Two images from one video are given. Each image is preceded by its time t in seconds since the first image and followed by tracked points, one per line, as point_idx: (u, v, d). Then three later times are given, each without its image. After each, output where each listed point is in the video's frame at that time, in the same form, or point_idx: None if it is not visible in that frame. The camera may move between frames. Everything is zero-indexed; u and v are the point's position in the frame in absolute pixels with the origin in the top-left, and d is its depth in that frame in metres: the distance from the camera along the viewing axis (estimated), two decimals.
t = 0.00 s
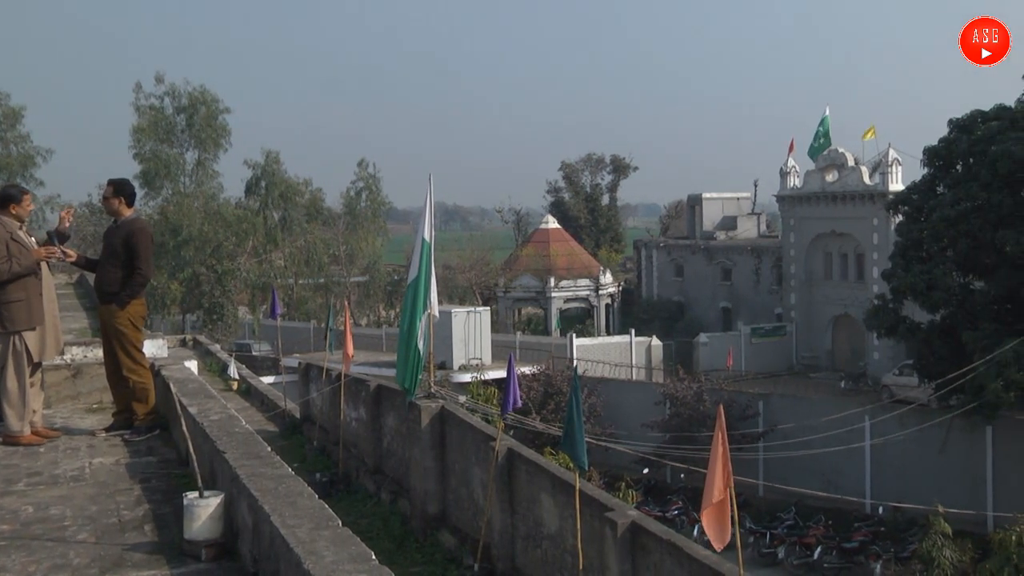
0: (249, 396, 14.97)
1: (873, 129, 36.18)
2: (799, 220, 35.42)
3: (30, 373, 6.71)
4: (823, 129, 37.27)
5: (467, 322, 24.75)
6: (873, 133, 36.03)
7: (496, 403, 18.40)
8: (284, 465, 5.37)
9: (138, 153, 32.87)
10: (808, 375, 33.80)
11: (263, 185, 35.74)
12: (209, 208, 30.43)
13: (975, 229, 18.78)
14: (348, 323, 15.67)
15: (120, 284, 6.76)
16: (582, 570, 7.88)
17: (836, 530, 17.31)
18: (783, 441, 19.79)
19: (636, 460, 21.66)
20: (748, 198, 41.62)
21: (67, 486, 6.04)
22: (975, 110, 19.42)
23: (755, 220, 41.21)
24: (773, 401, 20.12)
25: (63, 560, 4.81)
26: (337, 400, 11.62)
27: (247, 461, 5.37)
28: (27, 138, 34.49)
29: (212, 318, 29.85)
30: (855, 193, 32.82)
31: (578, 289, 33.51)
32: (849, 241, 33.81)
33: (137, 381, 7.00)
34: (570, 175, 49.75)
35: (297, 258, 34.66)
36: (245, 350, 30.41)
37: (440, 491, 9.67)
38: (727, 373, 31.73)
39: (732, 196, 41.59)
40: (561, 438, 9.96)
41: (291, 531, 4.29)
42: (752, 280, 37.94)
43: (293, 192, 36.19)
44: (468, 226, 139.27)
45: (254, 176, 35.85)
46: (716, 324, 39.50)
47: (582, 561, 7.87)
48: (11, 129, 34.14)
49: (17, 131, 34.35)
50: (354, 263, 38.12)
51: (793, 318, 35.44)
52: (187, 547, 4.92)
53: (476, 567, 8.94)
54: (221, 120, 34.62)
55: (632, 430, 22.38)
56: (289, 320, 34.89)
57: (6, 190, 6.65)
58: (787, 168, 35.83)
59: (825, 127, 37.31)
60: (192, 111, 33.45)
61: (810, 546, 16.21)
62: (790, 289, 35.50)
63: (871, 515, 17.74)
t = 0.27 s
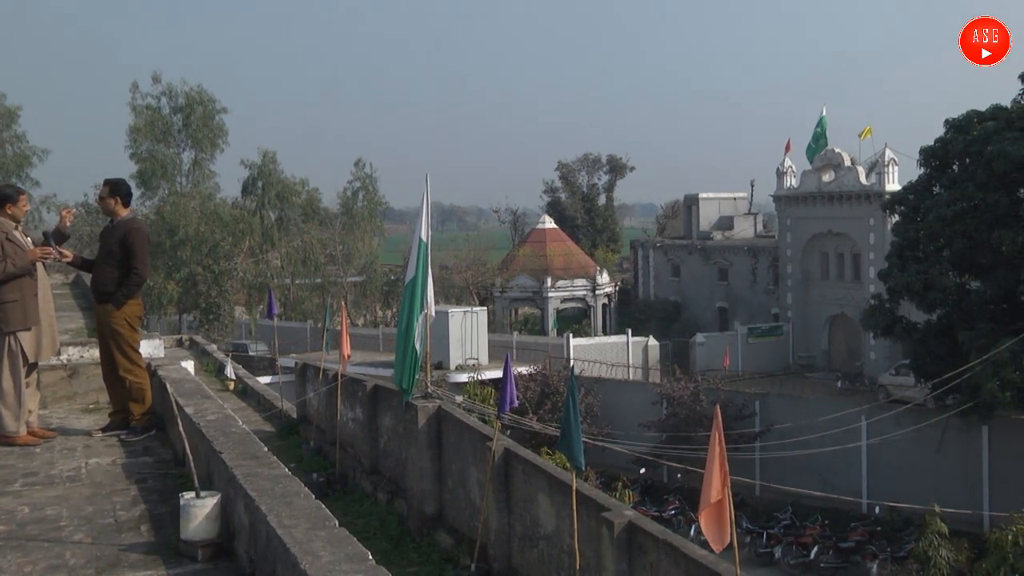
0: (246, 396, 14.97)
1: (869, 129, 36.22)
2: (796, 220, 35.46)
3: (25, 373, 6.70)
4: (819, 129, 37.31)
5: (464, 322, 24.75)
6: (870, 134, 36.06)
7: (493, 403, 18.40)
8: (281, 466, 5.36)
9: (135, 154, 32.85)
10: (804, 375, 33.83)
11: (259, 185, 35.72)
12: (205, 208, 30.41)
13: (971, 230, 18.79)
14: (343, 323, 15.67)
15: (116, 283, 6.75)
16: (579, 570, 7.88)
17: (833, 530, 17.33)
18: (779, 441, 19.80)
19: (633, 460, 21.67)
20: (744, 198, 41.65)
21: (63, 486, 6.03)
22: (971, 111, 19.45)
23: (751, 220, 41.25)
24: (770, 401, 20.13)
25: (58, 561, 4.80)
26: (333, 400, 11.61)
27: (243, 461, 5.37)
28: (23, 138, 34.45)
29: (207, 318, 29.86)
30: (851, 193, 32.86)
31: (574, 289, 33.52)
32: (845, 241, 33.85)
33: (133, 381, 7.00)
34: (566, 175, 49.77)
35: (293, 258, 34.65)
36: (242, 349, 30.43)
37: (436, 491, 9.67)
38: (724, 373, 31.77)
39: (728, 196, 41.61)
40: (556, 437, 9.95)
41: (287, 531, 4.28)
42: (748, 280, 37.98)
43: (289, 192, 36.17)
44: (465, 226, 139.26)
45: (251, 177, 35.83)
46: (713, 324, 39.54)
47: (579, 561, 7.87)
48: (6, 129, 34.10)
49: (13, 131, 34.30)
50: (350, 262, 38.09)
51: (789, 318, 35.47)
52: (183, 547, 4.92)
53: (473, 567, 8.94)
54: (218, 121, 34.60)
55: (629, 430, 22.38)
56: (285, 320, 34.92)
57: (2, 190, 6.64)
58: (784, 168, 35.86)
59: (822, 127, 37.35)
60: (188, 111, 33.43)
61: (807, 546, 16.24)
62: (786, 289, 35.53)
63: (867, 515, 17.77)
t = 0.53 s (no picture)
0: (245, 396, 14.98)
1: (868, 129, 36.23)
2: (794, 220, 35.47)
3: (24, 373, 6.70)
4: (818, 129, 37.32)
5: (463, 321, 24.76)
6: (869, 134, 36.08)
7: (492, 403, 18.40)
8: (280, 466, 5.36)
9: (134, 154, 32.84)
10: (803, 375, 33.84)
11: (258, 185, 35.71)
12: (204, 208, 30.39)
13: (969, 230, 18.80)
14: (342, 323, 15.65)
15: (115, 284, 6.75)
16: (578, 570, 7.87)
17: (832, 530, 17.34)
18: (778, 441, 19.81)
19: (632, 460, 21.68)
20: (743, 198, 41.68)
21: (62, 486, 6.03)
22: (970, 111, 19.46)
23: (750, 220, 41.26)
24: (769, 400, 20.14)
25: (57, 561, 4.80)
26: (332, 400, 11.61)
27: (243, 461, 5.36)
28: (22, 138, 34.42)
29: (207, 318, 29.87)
30: (850, 193, 32.87)
31: (573, 289, 33.53)
32: (844, 241, 33.87)
33: (132, 382, 7.00)
34: (565, 175, 49.79)
35: (292, 258, 34.64)
36: (241, 349, 30.64)
37: (435, 491, 9.67)
38: (723, 373, 31.77)
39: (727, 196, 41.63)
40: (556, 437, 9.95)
41: (286, 531, 4.28)
42: (747, 280, 37.99)
43: (288, 192, 36.14)
44: (463, 225, 139.27)
45: (250, 177, 35.82)
46: (712, 324, 39.55)
47: (578, 561, 7.86)
48: (5, 129, 34.09)
49: (11, 131, 34.29)
50: (349, 262, 38.07)
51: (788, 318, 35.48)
52: (182, 547, 4.91)
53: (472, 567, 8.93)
54: (217, 121, 34.59)
55: (628, 430, 22.39)
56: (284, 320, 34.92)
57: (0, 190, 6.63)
58: (783, 168, 35.88)
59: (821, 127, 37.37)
60: (188, 111, 33.43)
61: (805, 546, 16.27)
62: (785, 289, 35.54)
63: (866, 515, 17.78)
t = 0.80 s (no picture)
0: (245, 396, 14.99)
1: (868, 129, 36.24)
2: (794, 220, 35.47)
3: (24, 374, 6.70)
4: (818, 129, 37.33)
5: (462, 321, 24.76)
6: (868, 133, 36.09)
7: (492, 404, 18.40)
8: (280, 466, 5.36)
9: (133, 154, 32.81)
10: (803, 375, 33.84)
11: (258, 185, 35.71)
12: (204, 208, 30.38)
13: (969, 229, 18.80)
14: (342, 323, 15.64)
15: (115, 284, 6.75)
16: (578, 570, 7.87)
17: (832, 530, 17.34)
18: (779, 441, 19.81)
19: (632, 460, 21.68)
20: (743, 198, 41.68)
21: (62, 486, 6.03)
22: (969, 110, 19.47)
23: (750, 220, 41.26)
24: (769, 400, 20.14)
25: (57, 561, 4.80)
26: (332, 400, 11.62)
27: (243, 461, 5.36)
28: (22, 138, 34.43)
29: (206, 318, 29.88)
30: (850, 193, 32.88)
31: (573, 289, 33.52)
32: (844, 241, 33.87)
33: (132, 382, 7.00)
34: (565, 175, 49.81)
35: (292, 258, 34.68)
36: (240, 349, 30.85)
37: (435, 491, 9.67)
38: (722, 373, 31.78)
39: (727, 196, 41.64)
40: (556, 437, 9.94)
41: (286, 531, 4.28)
42: (747, 280, 37.99)
43: (288, 192, 36.13)
44: (463, 225, 139.29)
45: (250, 177, 35.83)
46: (712, 324, 39.54)
47: (577, 561, 7.86)
48: (5, 129, 34.11)
49: (11, 131, 34.30)
50: (349, 262, 38.05)
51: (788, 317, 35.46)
52: (182, 547, 4.91)
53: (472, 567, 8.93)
54: (217, 121, 34.60)
55: (628, 430, 22.39)
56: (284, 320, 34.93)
57: None
58: (783, 168, 35.88)
59: (821, 127, 37.37)
60: (188, 111, 33.44)
61: (805, 545, 16.27)
62: (785, 288, 35.53)
63: (866, 515, 17.78)
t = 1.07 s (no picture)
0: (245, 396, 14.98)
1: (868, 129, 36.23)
2: (794, 220, 35.47)
3: (24, 374, 6.70)
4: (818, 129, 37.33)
5: (462, 322, 24.76)
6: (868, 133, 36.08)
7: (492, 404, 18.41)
8: (280, 466, 5.36)
9: (133, 153, 32.81)
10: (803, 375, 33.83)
11: (258, 185, 35.72)
12: (204, 208, 30.37)
13: (969, 230, 18.80)
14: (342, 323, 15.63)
15: (115, 284, 6.75)
16: (577, 570, 7.87)
17: (832, 530, 17.34)
18: (779, 441, 19.81)
19: (632, 460, 21.68)
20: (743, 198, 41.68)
21: (62, 486, 6.03)
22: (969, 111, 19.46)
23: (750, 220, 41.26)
24: (769, 400, 20.14)
25: (56, 561, 4.80)
26: (332, 400, 11.62)
27: (242, 461, 5.36)
28: (22, 138, 34.43)
29: (206, 318, 29.88)
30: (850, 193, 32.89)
31: (573, 289, 33.52)
32: (844, 241, 33.87)
33: (132, 382, 7.00)
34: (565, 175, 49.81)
35: (292, 258, 34.73)
36: (240, 349, 30.75)
37: (435, 491, 9.67)
38: (722, 373, 31.78)
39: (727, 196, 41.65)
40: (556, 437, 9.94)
41: (286, 531, 4.28)
42: (747, 280, 37.99)
43: (288, 192, 36.13)
44: (463, 225, 139.29)
45: (250, 177, 35.85)
46: (712, 324, 39.54)
47: (577, 561, 7.86)
48: (5, 129, 34.12)
49: (11, 131, 34.31)
50: (349, 262, 38.02)
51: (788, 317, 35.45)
52: (182, 547, 4.91)
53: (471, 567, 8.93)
54: (217, 121, 34.60)
55: (628, 430, 22.39)
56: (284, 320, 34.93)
57: None
58: (783, 168, 35.88)
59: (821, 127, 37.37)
60: (188, 111, 33.45)
61: (805, 546, 16.27)
62: (785, 289, 35.53)
63: (866, 515, 17.79)
